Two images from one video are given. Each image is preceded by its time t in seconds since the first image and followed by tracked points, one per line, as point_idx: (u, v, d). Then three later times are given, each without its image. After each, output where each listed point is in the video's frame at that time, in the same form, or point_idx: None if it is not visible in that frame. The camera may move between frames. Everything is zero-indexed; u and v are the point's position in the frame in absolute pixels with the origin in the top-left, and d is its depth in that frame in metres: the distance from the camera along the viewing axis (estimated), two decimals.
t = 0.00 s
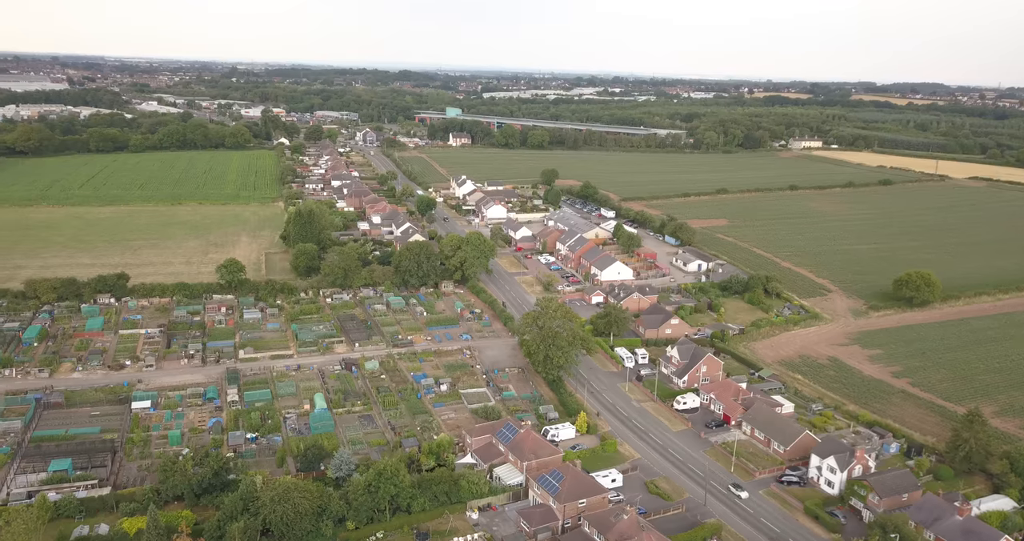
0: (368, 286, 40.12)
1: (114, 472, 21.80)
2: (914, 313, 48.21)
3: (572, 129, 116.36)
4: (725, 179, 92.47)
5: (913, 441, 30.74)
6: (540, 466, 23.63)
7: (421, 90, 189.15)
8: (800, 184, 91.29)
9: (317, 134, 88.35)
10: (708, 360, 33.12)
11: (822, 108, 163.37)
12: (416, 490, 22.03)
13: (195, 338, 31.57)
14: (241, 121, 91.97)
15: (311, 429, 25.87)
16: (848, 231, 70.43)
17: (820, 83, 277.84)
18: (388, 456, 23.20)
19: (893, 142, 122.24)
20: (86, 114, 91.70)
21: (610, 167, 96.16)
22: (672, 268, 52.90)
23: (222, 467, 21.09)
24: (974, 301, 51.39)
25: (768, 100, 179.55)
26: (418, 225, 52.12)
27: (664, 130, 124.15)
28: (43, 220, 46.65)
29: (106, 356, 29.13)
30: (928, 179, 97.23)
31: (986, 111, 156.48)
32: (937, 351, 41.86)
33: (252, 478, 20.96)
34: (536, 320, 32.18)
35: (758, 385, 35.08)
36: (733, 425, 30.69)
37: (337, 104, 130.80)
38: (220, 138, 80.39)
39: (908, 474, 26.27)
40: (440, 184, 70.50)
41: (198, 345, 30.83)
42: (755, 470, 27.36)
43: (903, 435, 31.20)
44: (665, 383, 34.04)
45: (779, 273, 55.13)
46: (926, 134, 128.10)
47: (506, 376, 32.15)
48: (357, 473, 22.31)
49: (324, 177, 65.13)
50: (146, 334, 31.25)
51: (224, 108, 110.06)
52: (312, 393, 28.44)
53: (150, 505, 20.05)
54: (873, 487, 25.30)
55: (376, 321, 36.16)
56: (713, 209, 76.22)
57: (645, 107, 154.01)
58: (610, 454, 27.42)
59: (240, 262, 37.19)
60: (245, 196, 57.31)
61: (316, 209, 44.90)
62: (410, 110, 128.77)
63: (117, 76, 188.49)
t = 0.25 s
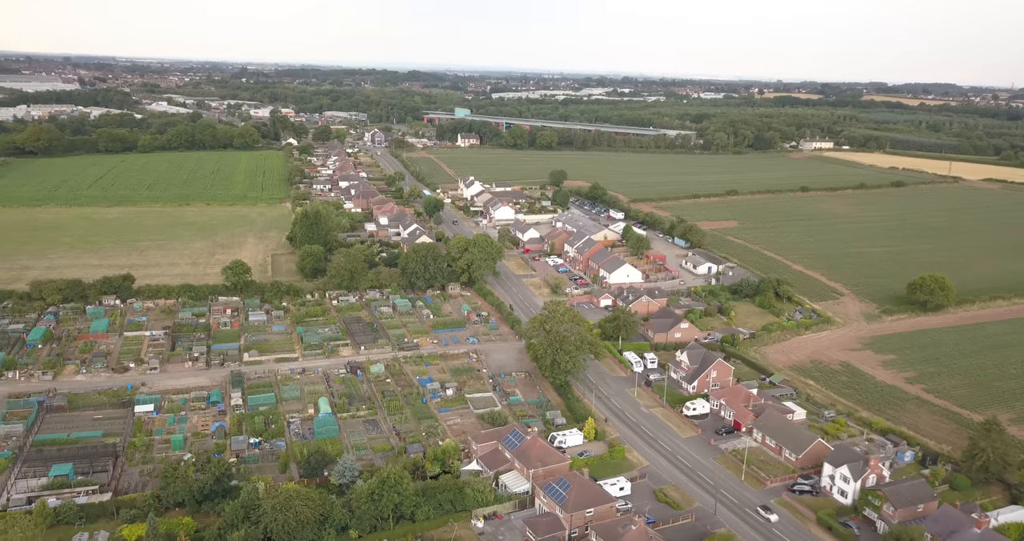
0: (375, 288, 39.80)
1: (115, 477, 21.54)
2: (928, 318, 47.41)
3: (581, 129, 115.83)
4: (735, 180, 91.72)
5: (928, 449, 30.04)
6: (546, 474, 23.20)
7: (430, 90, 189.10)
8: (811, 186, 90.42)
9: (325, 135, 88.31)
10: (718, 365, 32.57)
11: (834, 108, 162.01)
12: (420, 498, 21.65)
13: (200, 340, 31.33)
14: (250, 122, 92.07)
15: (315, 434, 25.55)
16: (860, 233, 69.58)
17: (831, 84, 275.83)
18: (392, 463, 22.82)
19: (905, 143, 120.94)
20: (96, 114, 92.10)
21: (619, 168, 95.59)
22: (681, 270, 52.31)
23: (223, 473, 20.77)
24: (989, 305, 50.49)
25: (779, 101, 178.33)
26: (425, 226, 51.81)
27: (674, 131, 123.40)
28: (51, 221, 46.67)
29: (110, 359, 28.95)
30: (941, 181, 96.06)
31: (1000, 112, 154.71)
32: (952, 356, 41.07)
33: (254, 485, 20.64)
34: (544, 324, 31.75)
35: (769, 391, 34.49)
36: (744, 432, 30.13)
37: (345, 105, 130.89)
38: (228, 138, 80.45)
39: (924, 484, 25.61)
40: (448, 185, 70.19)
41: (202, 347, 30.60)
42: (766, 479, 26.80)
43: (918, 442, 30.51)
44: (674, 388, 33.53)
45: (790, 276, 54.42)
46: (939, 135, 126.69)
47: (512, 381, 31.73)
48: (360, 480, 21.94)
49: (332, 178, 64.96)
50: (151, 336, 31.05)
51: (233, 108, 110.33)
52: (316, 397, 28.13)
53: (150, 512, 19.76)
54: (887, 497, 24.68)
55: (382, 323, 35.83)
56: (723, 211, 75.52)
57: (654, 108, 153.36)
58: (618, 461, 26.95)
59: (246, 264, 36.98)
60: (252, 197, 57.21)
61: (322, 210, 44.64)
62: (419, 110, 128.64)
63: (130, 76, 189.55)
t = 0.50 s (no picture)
0: (381, 290, 39.49)
1: (116, 483, 21.28)
2: (943, 322, 46.59)
3: (590, 130, 115.30)
4: (746, 181, 90.94)
5: (944, 458, 29.36)
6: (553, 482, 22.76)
7: (440, 90, 188.96)
8: (822, 187, 89.51)
9: (333, 135, 88.22)
10: (729, 371, 32.02)
11: (845, 109, 160.60)
12: (424, 506, 21.27)
13: (204, 342, 31.10)
14: (259, 122, 92.14)
15: (318, 439, 25.23)
16: (872, 235, 68.71)
17: (843, 84, 273.68)
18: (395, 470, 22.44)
19: (917, 143, 119.63)
20: (107, 114, 92.43)
21: (629, 169, 95.01)
22: (691, 273, 51.75)
23: (225, 479, 20.46)
24: (1005, 309, 49.58)
25: (790, 101, 177.05)
26: (433, 227, 51.50)
27: (684, 132, 122.63)
28: (59, 221, 46.69)
29: (113, 361, 28.76)
30: (954, 182, 94.86)
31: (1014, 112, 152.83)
32: (967, 362, 40.29)
33: (255, 492, 20.33)
34: (551, 327, 31.31)
35: (780, 397, 33.91)
36: (755, 439, 29.56)
37: (354, 105, 130.91)
38: (237, 138, 80.48)
39: (940, 494, 24.95)
40: (456, 186, 69.90)
41: (207, 350, 30.36)
42: (777, 487, 26.26)
43: (933, 451, 29.83)
44: (683, 393, 33.02)
45: (801, 279, 53.72)
46: (951, 136, 125.24)
47: (519, 385, 31.30)
48: (364, 487, 21.58)
49: (340, 178, 64.79)
50: (155, 338, 30.86)
51: (243, 108, 110.53)
52: (320, 401, 27.83)
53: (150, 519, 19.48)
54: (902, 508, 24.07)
55: (388, 326, 35.51)
56: (733, 212, 74.81)
57: (664, 108, 152.51)
58: (626, 468, 26.50)
59: (252, 266, 36.76)
60: (260, 197, 57.09)
61: (329, 211, 44.38)
62: (428, 110, 128.45)
63: (142, 76, 190.58)
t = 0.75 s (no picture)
0: (387, 291, 39.17)
1: (116, 488, 21.02)
2: (957, 326, 45.77)
3: (599, 130, 114.74)
4: (756, 182, 90.14)
5: (961, 467, 28.66)
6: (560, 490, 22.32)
7: (448, 91, 188.80)
8: (833, 188, 88.63)
9: (342, 135, 88.12)
10: (739, 376, 31.47)
11: (857, 109, 159.17)
12: (428, 515, 20.88)
13: (209, 345, 30.87)
14: (267, 122, 92.18)
15: (322, 444, 24.90)
16: (884, 237, 67.84)
17: (854, 84, 271.53)
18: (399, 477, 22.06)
19: (930, 144, 118.31)
20: (117, 114, 92.71)
21: (638, 170, 94.38)
22: (700, 276, 51.18)
23: (227, 486, 20.14)
24: (1021, 314, 48.67)
25: (801, 101, 175.76)
26: (440, 229, 51.17)
27: (694, 132, 121.81)
28: (67, 221, 46.68)
29: (117, 363, 28.58)
30: (967, 183, 93.66)
31: None
32: (983, 367, 39.50)
33: (257, 499, 20.01)
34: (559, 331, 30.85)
35: (792, 403, 33.32)
36: (766, 446, 29.00)
37: (363, 105, 130.89)
38: (245, 139, 80.49)
39: (956, 505, 24.35)
40: (464, 187, 69.58)
41: (211, 352, 30.11)
42: (789, 496, 25.69)
43: (949, 460, 29.13)
44: (693, 399, 32.49)
45: (813, 283, 53.02)
46: (965, 137, 123.79)
47: (526, 390, 30.87)
48: (367, 495, 21.21)
49: (347, 178, 64.61)
50: (160, 340, 30.66)
51: (252, 108, 110.71)
52: (325, 405, 27.52)
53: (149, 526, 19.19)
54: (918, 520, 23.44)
55: (394, 329, 35.19)
56: (743, 214, 74.10)
57: (674, 109, 151.65)
58: (635, 476, 26.03)
59: (258, 267, 36.52)
60: (267, 198, 56.95)
61: (336, 213, 44.12)
62: (436, 110, 128.25)
63: (153, 76, 191.65)
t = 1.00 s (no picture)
0: (393, 294, 38.86)
1: (117, 493, 20.79)
2: (973, 331, 44.95)
3: (608, 131, 114.19)
4: (766, 184, 89.35)
5: (977, 476, 27.95)
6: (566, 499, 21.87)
7: (458, 91, 188.63)
8: (845, 190, 87.73)
9: (350, 135, 88.01)
10: (750, 382, 30.93)
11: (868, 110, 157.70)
12: (432, 523, 20.49)
13: (213, 347, 30.65)
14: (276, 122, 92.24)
15: (326, 449, 24.59)
16: (897, 240, 66.93)
17: (865, 85, 269.39)
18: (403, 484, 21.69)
19: (943, 145, 116.95)
20: (127, 114, 93.04)
21: (647, 171, 93.76)
22: (710, 278, 50.58)
23: (228, 492, 19.85)
24: None
25: (812, 102, 174.42)
26: (447, 230, 50.84)
27: (704, 133, 121.06)
28: (75, 222, 46.72)
29: (121, 366, 28.41)
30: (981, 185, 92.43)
31: None
32: (999, 373, 38.70)
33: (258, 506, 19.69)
34: (566, 336, 30.41)
35: (804, 410, 32.72)
36: (778, 454, 28.44)
37: (372, 105, 130.90)
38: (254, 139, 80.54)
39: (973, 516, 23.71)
40: (472, 188, 69.26)
41: (215, 355, 29.89)
42: (801, 505, 25.14)
43: (966, 469, 28.44)
44: (703, 405, 31.97)
45: (825, 286, 52.28)
46: (979, 138, 122.28)
47: (533, 395, 30.45)
48: (370, 503, 20.84)
49: (355, 179, 64.43)
50: (164, 342, 30.48)
51: (262, 108, 110.96)
52: (329, 409, 27.21)
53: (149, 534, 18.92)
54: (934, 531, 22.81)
55: (400, 331, 34.86)
56: (754, 216, 73.37)
57: (684, 109, 150.78)
58: (643, 484, 25.55)
59: (263, 269, 36.30)
60: (275, 198, 56.83)
61: (342, 214, 43.85)
62: (445, 111, 128.08)
63: (165, 76, 192.77)
